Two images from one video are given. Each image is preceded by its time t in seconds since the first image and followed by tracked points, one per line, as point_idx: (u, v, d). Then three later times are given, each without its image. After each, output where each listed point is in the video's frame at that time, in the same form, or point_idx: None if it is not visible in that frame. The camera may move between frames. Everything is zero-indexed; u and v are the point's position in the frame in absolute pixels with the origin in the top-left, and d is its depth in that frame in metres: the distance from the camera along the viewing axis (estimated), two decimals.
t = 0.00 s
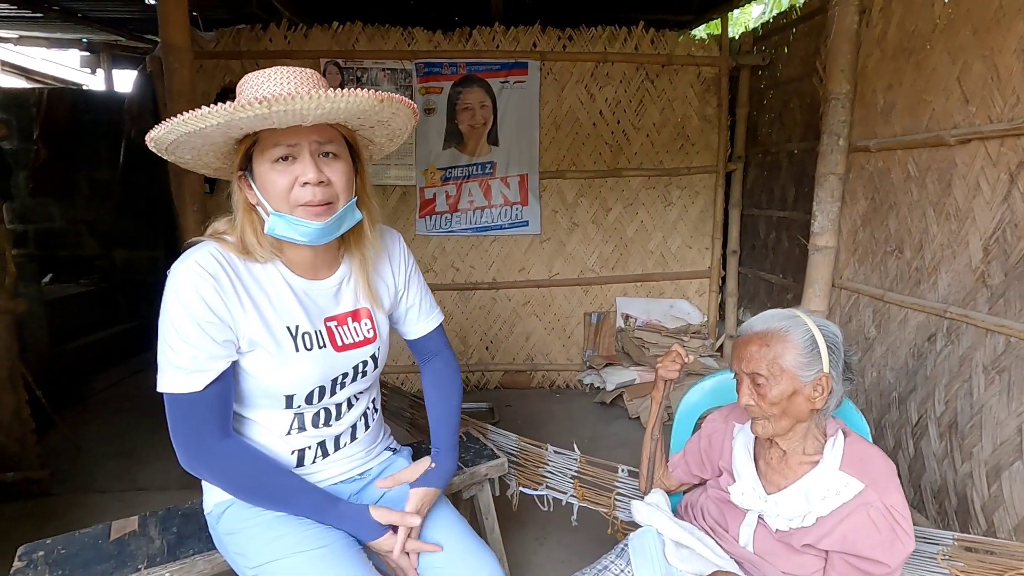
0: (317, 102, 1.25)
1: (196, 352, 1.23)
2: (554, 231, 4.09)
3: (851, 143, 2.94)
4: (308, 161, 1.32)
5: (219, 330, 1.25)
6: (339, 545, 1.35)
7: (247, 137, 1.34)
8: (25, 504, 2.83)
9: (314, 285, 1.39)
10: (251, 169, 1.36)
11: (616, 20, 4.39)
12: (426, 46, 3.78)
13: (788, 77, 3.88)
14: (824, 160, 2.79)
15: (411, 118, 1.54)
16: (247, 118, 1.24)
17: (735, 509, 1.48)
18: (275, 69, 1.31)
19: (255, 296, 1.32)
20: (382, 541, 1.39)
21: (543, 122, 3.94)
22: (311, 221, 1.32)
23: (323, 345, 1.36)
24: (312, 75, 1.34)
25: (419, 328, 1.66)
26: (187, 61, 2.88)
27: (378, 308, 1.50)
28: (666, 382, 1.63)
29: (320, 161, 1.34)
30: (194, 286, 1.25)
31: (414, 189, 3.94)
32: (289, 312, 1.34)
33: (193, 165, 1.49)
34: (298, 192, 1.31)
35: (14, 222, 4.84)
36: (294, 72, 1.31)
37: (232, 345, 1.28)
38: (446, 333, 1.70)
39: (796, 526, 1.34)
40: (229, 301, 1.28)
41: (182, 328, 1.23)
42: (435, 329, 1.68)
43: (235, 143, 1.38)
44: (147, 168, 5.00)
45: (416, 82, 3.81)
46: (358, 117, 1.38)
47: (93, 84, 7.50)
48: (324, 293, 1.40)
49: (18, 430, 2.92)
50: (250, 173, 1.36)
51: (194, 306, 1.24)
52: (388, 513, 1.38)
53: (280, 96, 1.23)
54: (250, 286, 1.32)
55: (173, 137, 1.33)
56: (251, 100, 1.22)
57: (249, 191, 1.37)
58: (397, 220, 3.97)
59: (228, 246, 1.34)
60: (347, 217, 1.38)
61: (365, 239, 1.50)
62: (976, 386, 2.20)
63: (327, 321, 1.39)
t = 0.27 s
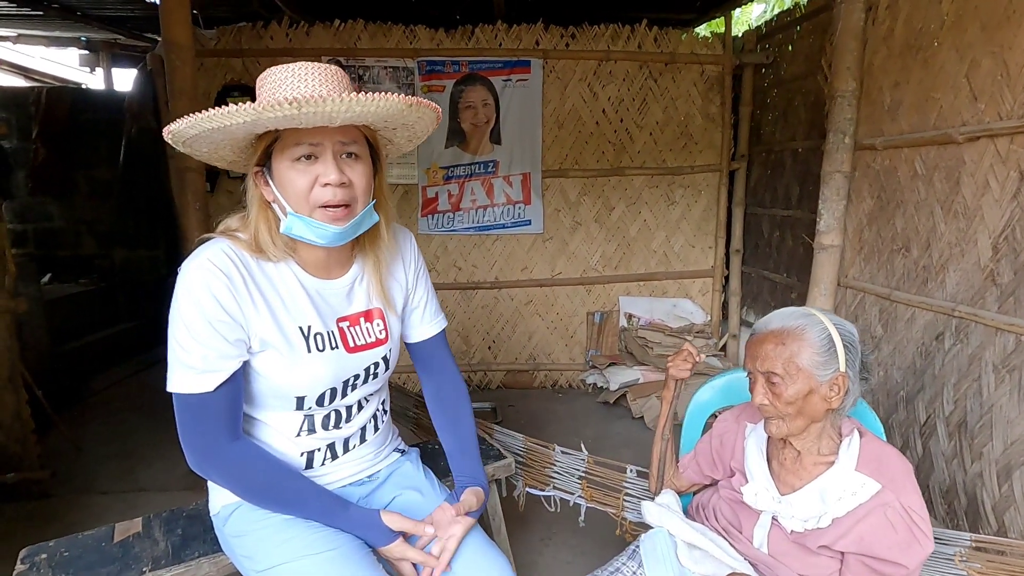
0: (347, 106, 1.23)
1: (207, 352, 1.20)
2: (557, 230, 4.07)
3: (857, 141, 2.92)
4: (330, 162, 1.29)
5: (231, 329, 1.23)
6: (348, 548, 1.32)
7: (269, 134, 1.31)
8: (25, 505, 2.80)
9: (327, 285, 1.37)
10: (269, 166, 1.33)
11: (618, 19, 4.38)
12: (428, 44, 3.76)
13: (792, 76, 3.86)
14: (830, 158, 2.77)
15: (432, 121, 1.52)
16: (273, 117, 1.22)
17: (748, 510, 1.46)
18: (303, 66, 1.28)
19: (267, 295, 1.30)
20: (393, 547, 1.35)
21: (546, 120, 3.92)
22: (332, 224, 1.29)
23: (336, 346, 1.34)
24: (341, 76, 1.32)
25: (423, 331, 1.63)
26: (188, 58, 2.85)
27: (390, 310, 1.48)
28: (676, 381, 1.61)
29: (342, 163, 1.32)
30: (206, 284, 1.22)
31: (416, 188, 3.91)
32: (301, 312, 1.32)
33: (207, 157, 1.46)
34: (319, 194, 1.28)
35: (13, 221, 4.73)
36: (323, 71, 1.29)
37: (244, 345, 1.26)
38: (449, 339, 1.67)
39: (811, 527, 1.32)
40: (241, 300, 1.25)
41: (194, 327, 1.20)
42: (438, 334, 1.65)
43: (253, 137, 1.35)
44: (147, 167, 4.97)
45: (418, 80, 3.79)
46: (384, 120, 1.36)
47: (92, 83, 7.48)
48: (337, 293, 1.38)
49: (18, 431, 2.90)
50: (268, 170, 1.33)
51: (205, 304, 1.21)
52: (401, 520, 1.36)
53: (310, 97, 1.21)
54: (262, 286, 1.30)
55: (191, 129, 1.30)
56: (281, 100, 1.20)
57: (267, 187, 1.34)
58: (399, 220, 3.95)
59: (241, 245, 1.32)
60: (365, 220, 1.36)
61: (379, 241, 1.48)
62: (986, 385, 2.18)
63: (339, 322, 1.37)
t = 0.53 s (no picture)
0: (359, 107, 1.21)
1: (202, 352, 1.16)
2: (556, 228, 4.04)
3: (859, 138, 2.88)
4: (336, 161, 1.26)
5: (226, 328, 1.19)
6: (348, 553, 1.29)
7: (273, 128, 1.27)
8: (17, 508, 2.76)
9: (324, 283, 1.34)
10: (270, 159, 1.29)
11: (617, 16, 4.35)
12: (426, 40, 3.72)
13: (792, 73, 3.84)
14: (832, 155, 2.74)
15: (439, 123, 1.49)
16: (282, 112, 1.18)
17: (756, 512, 1.43)
18: (314, 62, 1.25)
19: (263, 293, 1.27)
20: (393, 552, 1.32)
21: (545, 118, 3.89)
22: (334, 224, 1.26)
23: (334, 346, 1.31)
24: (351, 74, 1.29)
25: (421, 330, 1.59)
26: (183, 54, 2.81)
27: (388, 309, 1.45)
28: (681, 381, 1.58)
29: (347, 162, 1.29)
30: (199, 281, 1.19)
31: (413, 186, 3.88)
32: (299, 311, 1.29)
33: (202, 145, 1.41)
34: (323, 192, 1.25)
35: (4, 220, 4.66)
36: (334, 69, 1.26)
37: (239, 344, 1.22)
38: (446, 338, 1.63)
39: (821, 530, 1.29)
40: (236, 298, 1.22)
41: (188, 326, 1.17)
42: (437, 333, 1.61)
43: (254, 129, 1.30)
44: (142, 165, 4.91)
45: (415, 77, 3.75)
46: (393, 121, 1.34)
47: (86, 80, 7.44)
48: (335, 291, 1.35)
49: (10, 432, 2.86)
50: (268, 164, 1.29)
51: (199, 302, 1.18)
52: (402, 522, 1.33)
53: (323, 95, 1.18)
54: (258, 283, 1.27)
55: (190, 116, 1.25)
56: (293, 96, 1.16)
57: (266, 181, 1.29)
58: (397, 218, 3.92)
59: (235, 241, 1.28)
60: (367, 221, 1.33)
61: (380, 242, 1.45)
62: (991, 384, 2.16)
63: (337, 321, 1.34)
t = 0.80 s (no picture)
0: (322, 80, 1.14)
1: (186, 341, 1.13)
2: (553, 224, 4.01)
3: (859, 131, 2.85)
4: (309, 141, 1.22)
5: (211, 317, 1.16)
6: (341, 552, 1.26)
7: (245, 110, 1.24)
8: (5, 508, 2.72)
9: (312, 271, 1.30)
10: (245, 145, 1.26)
11: (614, 10, 4.32)
12: (421, 34, 3.69)
13: (791, 67, 3.81)
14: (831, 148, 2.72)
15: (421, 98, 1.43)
16: (240, 90, 1.14)
17: (760, 508, 1.40)
18: (278, 38, 1.20)
19: (249, 282, 1.23)
20: (388, 550, 1.28)
21: (541, 112, 3.85)
22: (310, 206, 1.22)
23: (323, 335, 1.27)
24: (318, 49, 1.23)
25: (417, 321, 1.56)
26: (173, 46, 2.77)
27: (380, 297, 1.41)
28: (683, 374, 1.55)
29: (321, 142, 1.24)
30: (181, 269, 1.15)
31: (409, 181, 3.84)
32: (286, 300, 1.25)
33: (182, 136, 1.39)
34: (297, 175, 1.21)
35: None
36: (299, 43, 1.21)
37: (225, 334, 1.19)
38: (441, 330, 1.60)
39: (827, 526, 1.26)
40: (221, 286, 1.18)
41: (171, 315, 1.13)
42: (431, 324, 1.58)
43: (227, 114, 1.28)
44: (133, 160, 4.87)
45: (411, 71, 3.71)
46: (365, 96, 1.27)
47: (77, 77, 7.38)
48: (323, 279, 1.31)
49: None
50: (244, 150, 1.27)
51: (182, 291, 1.14)
52: (395, 521, 1.28)
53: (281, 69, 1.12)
54: (244, 271, 1.23)
55: (155, 104, 1.22)
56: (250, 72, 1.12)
57: (243, 167, 1.27)
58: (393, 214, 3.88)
59: (219, 228, 1.25)
60: (347, 201, 1.29)
61: (367, 227, 1.42)
62: (993, 378, 2.13)
63: (327, 310, 1.30)
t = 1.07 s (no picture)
0: (271, 56, 1.08)
1: (166, 334, 1.10)
2: (549, 220, 3.98)
3: (857, 125, 2.80)
4: (276, 125, 1.17)
5: (192, 309, 1.13)
6: (333, 551, 1.23)
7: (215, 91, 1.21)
8: None
9: (297, 262, 1.27)
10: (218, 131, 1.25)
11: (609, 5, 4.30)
12: (415, 28, 3.65)
13: (788, 62, 3.79)
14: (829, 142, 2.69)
15: (405, 81, 1.36)
16: (192, 68, 1.11)
17: (761, 504, 1.38)
18: (247, 17, 1.15)
19: (231, 273, 1.20)
20: (380, 548, 1.24)
21: (537, 107, 3.82)
22: (279, 193, 1.19)
23: (309, 327, 1.24)
24: (292, 27, 1.16)
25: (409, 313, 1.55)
26: (162, 38, 2.73)
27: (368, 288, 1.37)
28: (682, 368, 1.52)
29: (292, 126, 1.20)
30: (160, 259, 1.12)
31: (404, 177, 3.80)
32: (270, 291, 1.22)
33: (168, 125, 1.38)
34: (265, 160, 1.17)
35: None
36: (267, 20, 1.15)
37: (207, 327, 1.16)
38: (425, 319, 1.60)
39: (829, 522, 1.24)
40: (202, 278, 1.15)
41: (150, 308, 1.10)
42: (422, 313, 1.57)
43: (203, 99, 1.26)
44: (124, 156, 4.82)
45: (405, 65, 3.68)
46: (334, 75, 1.20)
47: (70, 72, 7.34)
48: (309, 270, 1.28)
49: None
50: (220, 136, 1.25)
51: (162, 282, 1.11)
52: (386, 520, 1.24)
53: (230, 46, 1.08)
54: (226, 263, 1.20)
55: (126, 90, 1.22)
56: (198, 49, 1.08)
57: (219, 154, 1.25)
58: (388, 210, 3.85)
59: (197, 216, 1.22)
60: (323, 189, 1.25)
61: (351, 216, 1.38)
62: (994, 373, 2.10)
63: (313, 301, 1.27)
